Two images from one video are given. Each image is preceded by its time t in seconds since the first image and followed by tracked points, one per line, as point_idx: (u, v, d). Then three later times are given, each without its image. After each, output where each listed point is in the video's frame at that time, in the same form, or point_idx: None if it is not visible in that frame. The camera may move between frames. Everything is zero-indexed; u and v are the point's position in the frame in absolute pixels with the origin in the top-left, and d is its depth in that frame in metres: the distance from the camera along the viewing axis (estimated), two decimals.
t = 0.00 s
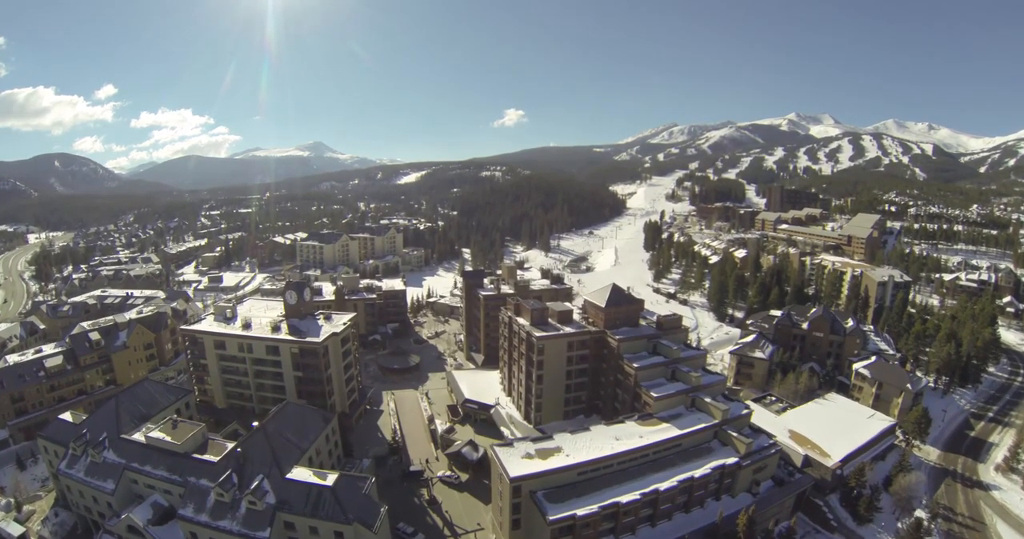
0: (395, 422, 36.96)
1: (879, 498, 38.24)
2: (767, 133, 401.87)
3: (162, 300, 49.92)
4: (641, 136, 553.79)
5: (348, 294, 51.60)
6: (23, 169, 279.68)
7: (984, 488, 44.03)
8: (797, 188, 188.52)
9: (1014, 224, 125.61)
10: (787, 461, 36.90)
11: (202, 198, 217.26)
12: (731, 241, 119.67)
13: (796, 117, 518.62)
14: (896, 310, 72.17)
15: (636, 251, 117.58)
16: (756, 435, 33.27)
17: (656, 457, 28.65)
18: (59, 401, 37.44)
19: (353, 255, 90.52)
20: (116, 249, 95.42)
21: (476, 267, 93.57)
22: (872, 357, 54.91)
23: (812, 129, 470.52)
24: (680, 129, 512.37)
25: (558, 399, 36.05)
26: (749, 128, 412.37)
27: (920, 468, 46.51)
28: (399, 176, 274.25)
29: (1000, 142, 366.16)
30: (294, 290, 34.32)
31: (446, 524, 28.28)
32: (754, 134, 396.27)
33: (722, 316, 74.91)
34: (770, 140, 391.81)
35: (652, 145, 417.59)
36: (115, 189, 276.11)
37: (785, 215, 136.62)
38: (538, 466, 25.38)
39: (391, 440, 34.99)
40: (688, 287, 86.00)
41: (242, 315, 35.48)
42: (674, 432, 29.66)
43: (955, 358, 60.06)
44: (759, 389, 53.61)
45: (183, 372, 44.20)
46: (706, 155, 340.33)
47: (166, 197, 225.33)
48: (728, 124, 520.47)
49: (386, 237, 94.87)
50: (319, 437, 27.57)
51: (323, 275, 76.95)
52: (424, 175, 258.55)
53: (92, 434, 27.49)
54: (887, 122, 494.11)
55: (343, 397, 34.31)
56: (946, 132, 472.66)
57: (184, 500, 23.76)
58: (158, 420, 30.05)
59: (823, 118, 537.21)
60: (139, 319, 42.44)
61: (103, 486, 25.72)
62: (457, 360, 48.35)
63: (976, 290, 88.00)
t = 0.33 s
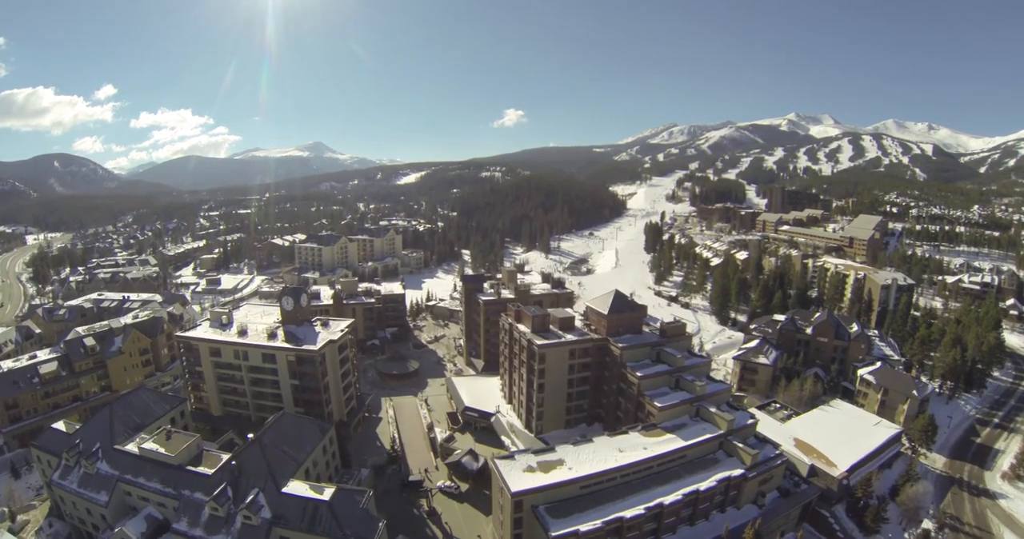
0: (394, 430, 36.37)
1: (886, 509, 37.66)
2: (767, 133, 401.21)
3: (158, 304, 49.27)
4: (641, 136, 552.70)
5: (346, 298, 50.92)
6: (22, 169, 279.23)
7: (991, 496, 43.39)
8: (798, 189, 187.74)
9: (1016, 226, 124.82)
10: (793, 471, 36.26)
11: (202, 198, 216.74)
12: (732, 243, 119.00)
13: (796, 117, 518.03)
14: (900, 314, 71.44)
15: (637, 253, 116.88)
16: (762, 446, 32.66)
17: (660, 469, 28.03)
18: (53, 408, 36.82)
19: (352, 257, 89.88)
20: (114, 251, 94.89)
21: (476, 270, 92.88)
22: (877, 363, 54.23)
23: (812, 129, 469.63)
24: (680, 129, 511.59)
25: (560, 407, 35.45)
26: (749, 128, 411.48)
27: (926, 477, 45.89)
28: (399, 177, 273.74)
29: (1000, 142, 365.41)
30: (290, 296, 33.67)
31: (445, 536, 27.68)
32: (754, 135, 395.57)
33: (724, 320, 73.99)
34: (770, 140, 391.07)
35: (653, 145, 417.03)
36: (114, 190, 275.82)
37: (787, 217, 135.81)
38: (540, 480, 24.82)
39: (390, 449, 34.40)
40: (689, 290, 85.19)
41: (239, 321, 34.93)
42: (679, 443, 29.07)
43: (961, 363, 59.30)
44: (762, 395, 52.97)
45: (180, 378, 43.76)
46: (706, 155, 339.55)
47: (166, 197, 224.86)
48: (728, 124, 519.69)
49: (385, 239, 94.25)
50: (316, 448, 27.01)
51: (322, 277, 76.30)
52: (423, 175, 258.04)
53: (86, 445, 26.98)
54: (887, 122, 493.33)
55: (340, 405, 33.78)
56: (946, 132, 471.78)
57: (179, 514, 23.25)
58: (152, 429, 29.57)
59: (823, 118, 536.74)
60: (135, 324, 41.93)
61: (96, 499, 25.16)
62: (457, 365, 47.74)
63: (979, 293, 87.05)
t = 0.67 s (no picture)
0: (394, 438, 35.83)
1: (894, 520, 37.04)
2: (767, 133, 400.48)
3: (155, 308, 48.74)
4: (641, 136, 551.99)
5: (345, 301, 50.28)
6: (22, 170, 279.35)
7: (998, 505, 42.78)
8: (799, 189, 186.84)
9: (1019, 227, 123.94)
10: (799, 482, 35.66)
11: (201, 199, 215.31)
12: (734, 245, 118.32)
13: (796, 117, 517.60)
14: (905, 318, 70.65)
15: (638, 254, 116.22)
16: (768, 456, 32.08)
17: (665, 482, 27.43)
18: (49, 414, 36.35)
19: (352, 259, 89.18)
20: (113, 253, 94.53)
21: (477, 272, 92.27)
22: (883, 369, 53.62)
23: (812, 129, 468.54)
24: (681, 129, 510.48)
25: (561, 417, 34.90)
26: (750, 128, 410.49)
27: (932, 485, 45.27)
28: (399, 177, 273.26)
29: (1001, 142, 364.43)
30: (288, 302, 33.07)
31: None
32: (755, 135, 394.65)
33: (727, 324, 73.10)
34: (771, 140, 390.23)
35: (653, 145, 416.11)
36: (115, 190, 275.95)
37: (788, 218, 135.07)
38: (543, 493, 24.29)
39: (389, 458, 33.84)
40: (692, 293, 84.38)
41: (235, 327, 34.36)
42: (683, 454, 28.51)
43: (967, 368, 58.53)
44: (767, 401, 52.34)
45: (176, 383, 43.54)
46: (707, 155, 338.48)
47: (166, 198, 224.78)
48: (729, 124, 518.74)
49: (385, 241, 93.69)
50: (314, 459, 26.47)
51: (321, 279, 75.78)
52: (424, 175, 257.53)
53: (79, 455, 26.45)
54: (887, 122, 492.49)
55: (338, 413, 33.26)
56: (944, 131, 469.97)
57: (172, 528, 22.71)
58: (146, 439, 29.14)
59: (823, 118, 535.96)
60: (131, 328, 41.52)
61: (90, 510, 24.65)
62: (457, 371, 47.17)
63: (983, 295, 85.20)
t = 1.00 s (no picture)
0: (393, 446, 35.27)
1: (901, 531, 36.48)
2: (768, 133, 399.96)
3: (151, 311, 48.24)
4: (642, 136, 551.17)
5: (344, 305, 49.66)
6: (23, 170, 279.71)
7: (1006, 514, 42.10)
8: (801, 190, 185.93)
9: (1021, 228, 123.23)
10: (805, 492, 35.06)
11: (201, 199, 215.40)
12: (736, 246, 117.58)
13: (796, 117, 516.91)
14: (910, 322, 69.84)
15: (640, 256, 115.47)
16: (774, 467, 31.51)
17: (669, 494, 26.84)
18: (44, 421, 35.86)
19: (351, 261, 88.40)
20: (112, 255, 94.20)
21: (477, 273, 91.56)
22: (889, 375, 52.88)
23: (813, 129, 467.72)
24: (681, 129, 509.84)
25: (563, 426, 34.35)
26: (750, 128, 409.51)
27: (938, 494, 44.56)
28: (399, 177, 272.81)
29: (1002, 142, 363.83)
30: (285, 308, 32.50)
31: None
32: (755, 134, 394.16)
33: (730, 327, 71.88)
34: (772, 140, 389.63)
35: (654, 145, 415.20)
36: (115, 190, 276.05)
37: (790, 219, 134.32)
38: (545, 508, 23.72)
39: (388, 467, 33.28)
40: (694, 296, 83.30)
41: (232, 333, 33.85)
42: (688, 466, 27.93)
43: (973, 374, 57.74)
44: (771, 408, 51.73)
45: (173, 388, 43.10)
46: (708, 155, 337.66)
47: (166, 198, 224.83)
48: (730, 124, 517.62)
49: (385, 242, 93.17)
50: (310, 472, 25.91)
51: (321, 282, 75.27)
52: (424, 176, 257.25)
53: (72, 466, 26.01)
54: (887, 122, 491.67)
55: (335, 422, 32.74)
56: (945, 131, 468.96)
57: None
58: (141, 449, 28.81)
59: (824, 118, 535.16)
60: (126, 333, 41.10)
61: (83, 523, 24.15)
62: (457, 376, 46.58)
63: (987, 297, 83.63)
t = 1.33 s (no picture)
0: (391, 454, 34.76)
1: None
2: (767, 133, 399.72)
3: (147, 315, 47.71)
4: (642, 136, 550.87)
5: (341, 310, 49.08)
6: (22, 171, 279.65)
7: (1012, 522, 41.50)
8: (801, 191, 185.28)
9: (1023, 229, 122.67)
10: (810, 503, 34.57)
11: (200, 200, 215.02)
12: (737, 247, 116.83)
13: (796, 117, 516.62)
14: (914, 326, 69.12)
15: (640, 258, 114.83)
16: (779, 478, 30.97)
17: (673, 507, 26.30)
18: (38, 427, 35.38)
19: (350, 263, 87.60)
20: (109, 257, 93.81)
21: (476, 275, 90.94)
22: (894, 381, 52.31)
23: (812, 129, 467.19)
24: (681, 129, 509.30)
25: (564, 435, 33.87)
26: (750, 128, 408.93)
27: (944, 501, 43.95)
28: (398, 177, 272.43)
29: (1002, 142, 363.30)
30: (280, 314, 31.91)
31: None
32: (754, 135, 393.73)
33: (732, 331, 71.23)
34: (772, 141, 389.23)
35: (654, 145, 414.68)
36: (114, 191, 276.05)
37: (791, 220, 133.67)
38: (546, 524, 23.20)
39: (387, 476, 32.74)
40: (695, 299, 82.41)
41: (227, 339, 33.35)
42: (692, 478, 27.40)
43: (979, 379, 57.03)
44: (774, 414, 51.15)
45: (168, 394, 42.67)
46: (708, 156, 337.01)
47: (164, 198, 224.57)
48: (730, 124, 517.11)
49: (383, 245, 92.61)
50: (306, 484, 25.33)
51: (319, 284, 74.72)
52: (423, 176, 257.01)
53: (64, 477, 25.60)
54: (887, 122, 491.28)
55: (332, 431, 32.21)
56: (944, 131, 468.41)
57: None
58: (134, 460, 28.42)
59: (824, 118, 534.86)
60: (121, 339, 40.66)
61: (75, 536, 23.62)
62: (457, 382, 46.02)
63: (989, 300, 83.26)
